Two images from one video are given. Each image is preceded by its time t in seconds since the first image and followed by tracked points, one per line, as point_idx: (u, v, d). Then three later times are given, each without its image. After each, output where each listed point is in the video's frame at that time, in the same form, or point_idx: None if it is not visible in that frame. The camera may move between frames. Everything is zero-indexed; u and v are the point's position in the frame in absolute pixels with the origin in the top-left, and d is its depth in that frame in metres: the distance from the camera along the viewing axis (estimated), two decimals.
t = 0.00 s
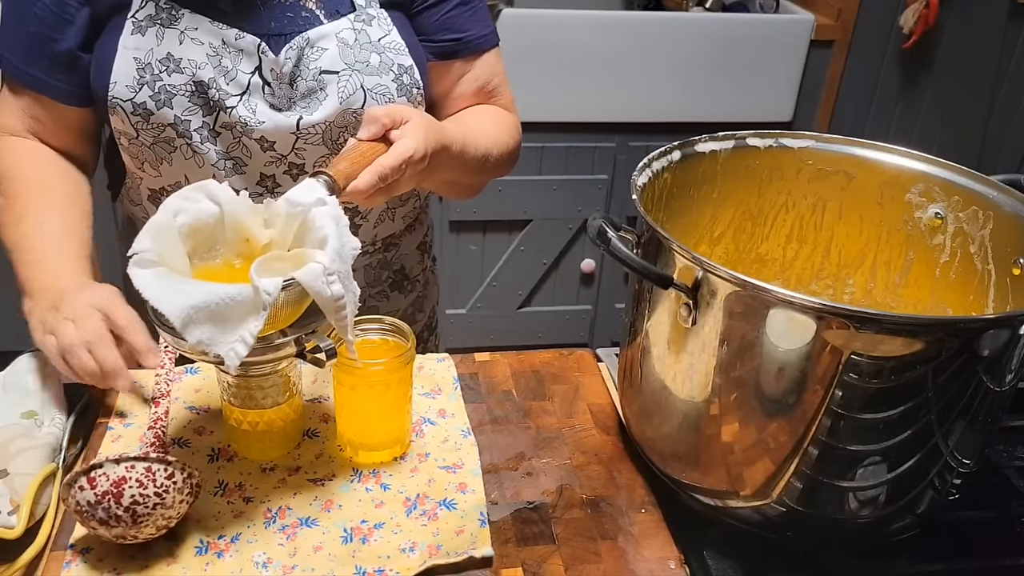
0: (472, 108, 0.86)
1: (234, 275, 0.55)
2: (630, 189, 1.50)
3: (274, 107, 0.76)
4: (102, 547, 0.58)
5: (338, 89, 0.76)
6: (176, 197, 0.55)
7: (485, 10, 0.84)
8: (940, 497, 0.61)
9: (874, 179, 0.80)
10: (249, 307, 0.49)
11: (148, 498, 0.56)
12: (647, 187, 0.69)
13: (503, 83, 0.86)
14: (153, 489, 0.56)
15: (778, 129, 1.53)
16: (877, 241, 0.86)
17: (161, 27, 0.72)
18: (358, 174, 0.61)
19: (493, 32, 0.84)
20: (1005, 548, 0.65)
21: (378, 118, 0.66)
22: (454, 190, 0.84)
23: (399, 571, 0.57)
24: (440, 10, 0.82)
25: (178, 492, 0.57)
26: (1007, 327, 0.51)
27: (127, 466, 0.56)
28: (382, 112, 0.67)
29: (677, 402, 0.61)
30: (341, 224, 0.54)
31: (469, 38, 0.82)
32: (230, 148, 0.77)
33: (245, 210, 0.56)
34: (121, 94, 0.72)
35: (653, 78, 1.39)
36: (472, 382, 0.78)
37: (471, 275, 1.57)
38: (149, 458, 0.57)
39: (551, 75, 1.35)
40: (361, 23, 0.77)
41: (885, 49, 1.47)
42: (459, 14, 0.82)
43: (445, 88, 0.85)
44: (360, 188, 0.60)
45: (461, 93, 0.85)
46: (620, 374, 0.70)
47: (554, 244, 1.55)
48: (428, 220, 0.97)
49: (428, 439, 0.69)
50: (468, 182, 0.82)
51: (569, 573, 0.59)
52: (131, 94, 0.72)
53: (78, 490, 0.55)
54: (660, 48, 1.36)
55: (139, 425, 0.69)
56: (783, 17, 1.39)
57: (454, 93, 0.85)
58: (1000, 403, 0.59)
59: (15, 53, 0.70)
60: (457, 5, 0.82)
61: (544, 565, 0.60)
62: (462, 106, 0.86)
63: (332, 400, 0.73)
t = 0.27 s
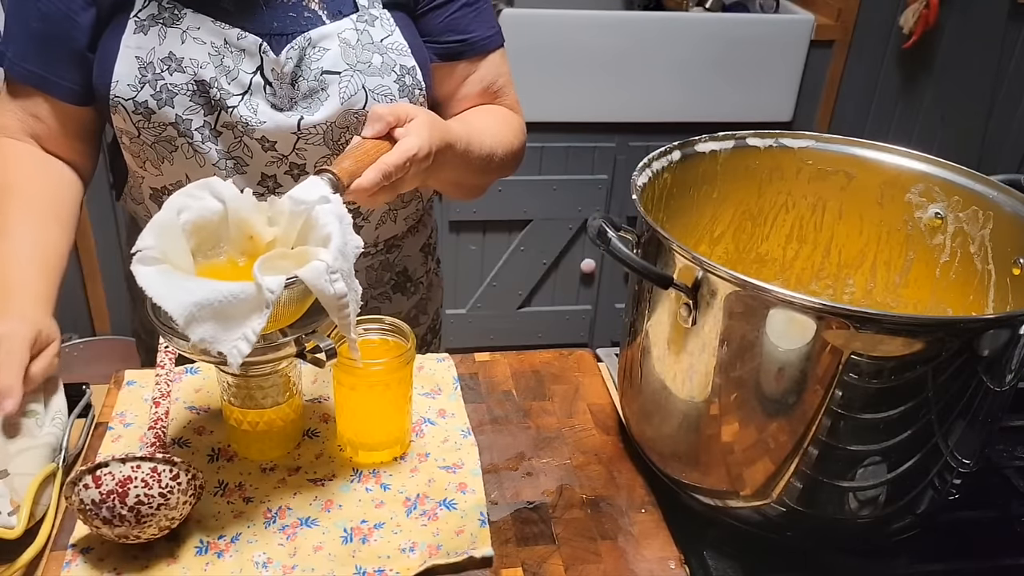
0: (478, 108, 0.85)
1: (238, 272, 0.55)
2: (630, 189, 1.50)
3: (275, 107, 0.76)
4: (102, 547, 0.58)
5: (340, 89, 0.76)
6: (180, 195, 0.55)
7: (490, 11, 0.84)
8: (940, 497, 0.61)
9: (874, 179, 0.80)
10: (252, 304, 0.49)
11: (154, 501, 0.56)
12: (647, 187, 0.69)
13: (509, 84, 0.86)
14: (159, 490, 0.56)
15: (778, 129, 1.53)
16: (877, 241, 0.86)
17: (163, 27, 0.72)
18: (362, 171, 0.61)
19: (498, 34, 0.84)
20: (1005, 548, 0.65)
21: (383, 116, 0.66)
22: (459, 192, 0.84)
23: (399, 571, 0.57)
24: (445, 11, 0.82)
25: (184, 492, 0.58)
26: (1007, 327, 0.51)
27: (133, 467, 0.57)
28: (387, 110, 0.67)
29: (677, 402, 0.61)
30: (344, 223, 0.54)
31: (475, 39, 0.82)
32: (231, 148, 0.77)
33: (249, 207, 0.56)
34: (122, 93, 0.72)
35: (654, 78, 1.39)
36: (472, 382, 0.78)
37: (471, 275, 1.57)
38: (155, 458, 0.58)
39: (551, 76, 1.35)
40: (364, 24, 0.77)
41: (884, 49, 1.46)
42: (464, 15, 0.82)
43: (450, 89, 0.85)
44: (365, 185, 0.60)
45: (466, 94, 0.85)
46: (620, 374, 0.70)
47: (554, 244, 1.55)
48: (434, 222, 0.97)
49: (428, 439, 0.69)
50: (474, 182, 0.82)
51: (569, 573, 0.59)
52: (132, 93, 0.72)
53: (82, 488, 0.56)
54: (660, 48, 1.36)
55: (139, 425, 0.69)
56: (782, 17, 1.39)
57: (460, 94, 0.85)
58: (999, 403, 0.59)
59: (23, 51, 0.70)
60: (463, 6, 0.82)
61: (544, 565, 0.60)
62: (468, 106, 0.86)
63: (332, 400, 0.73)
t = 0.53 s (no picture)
0: (482, 108, 0.85)
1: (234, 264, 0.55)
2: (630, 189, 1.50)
3: (282, 108, 0.75)
4: (102, 547, 0.58)
5: (347, 91, 0.76)
6: (179, 187, 0.55)
7: (495, 13, 0.84)
8: (940, 497, 0.61)
9: (874, 179, 0.80)
10: (243, 296, 0.49)
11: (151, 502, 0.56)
12: (647, 187, 0.69)
13: (514, 84, 0.86)
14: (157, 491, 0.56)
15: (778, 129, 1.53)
16: (877, 241, 0.86)
17: (170, 29, 0.72)
18: (362, 169, 0.60)
19: (503, 36, 0.84)
20: (1006, 548, 0.65)
21: (384, 113, 0.66)
22: (464, 191, 0.85)
23: (399, 571, 0.57)
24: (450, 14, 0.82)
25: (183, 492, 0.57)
26: (1007, 327, 0.51)
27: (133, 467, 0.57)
28: (388, 107, 0.67)
29: (677, 402, 0.61)
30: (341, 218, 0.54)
31: (480, 41, 0.82)
32: (237, 149, 0.77)
33: (246, 201, 0.56)
34: (129, 95, 0.72)
35: (654, 78, 1.39)
36: (472, 382, 0.78)
37: (471, 275, 1.57)
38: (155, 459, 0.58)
39: (552, 76, 1.35)
40: (370, 25, 0.77)
41: (884, 48, 1.46)
42: (469, 16, 0.82)
43: (455, 91, 0.85)
44: (365, 182, 0.60)
45: (472, 96, 0.85)
46: (620, 374, 0.70)
47: (554, 244, 1.55)
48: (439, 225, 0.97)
49: (428, 439, 0.69)
50: (477, 181, 0.82)
51: (569, 573, 0.59)
52: (139, 95, 0.72)
53: (82, 488, 0.56)
54: (661, 48, 1.36)
55: (139, 425, 0.69)
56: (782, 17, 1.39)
57: (465, 96, 0.85)
58: (999, 403, 0.59)
59: (31, 51, 0.70)
60: (468, 8, 0.82)
61: (544, 565, 0.60)
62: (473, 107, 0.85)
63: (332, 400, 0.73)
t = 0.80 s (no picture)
0: (483, 110, 0.85)
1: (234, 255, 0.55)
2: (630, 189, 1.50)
3: (282, 110, 0.75)
4: (102, 547, 0.58)
5: (347, 93, 0.76)
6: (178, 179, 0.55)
7: (498, 16, 0.84)
8: (940, 497, 0.61)
9: (874, 179, 0.80)
10: (242, 286, 0.49)
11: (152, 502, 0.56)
12: (647, 187, 0.69)
13: (516, 86, 0.86)
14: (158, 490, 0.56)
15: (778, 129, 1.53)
16: (878, 241, 0.86)
17: (170, 30, 0.72)
18: (363, 164, 0.60)
19: (505, 38, 0.84)
20: (1006, 548, 0.65)
21: (385, 110, 0.66)
22: (465, 191, 0.85)
23: (399, 571, 0.57)
24: (451, 16, 0.82)
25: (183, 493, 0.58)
26: (1007, 327, 0.51)
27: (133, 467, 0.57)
28: (389, 104, 0.67)
29: (677, 402, 0.61)
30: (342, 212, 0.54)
31: (481, 44, 0.82)
32: (237, 151, 0.77)
33: (247, 193, 0.56)
34: (129, 96, 0.72)
35: (654, 78, 1.39)
36: (471, 382, 0.78)
37: (471, 275, 1.57)
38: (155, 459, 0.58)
39: (552, 76, 1.36)
40: (371, 27, 0.77)
41: (884, 48, 1.46)
42: (470, 19, 0.82)
43: (456, 93, 0.85)
44: (365, 178, 0.60)
45: (474, 98, 0.85)
46: (620, 374, 0.70)
47: (554, 244, 1.55)
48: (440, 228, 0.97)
49: (428, 439, 0.69)
50: (478, 181, 0.82)
51: (569, 573, 0.59)
52: (138, 96, 0.72)
53: (82, 488, 0.56)
54: (661, 48, 1.36)
55: (139, 425, 0.69)
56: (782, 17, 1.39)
57: (468, 97, 0.85)
58: (999, 403, 0.59)
59: (32, 53, 0.70)
60: (470, 10, 0.82)
61: (544, 565, 0.60)
62: (476, 109, 0.86)
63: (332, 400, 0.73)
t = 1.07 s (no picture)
0: (477, 110, 0.85)
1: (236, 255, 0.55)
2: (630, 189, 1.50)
3: (274, 111, 0.75)
4: (102, 547, 0.58)
5: (340, 94, 0.76)
6: (178, 177, 0.55)
7: (492, 17, 0.84)
8: (940, 497, 0.61)
9: (874, 180, 0.80)
10: (244, 284, 0.49)
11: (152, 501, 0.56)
12: (647, 187, 0.69)
13: (510, 86, 0.86)
14: (160, 489, 0.56)
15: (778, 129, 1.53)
16: (877, 241, 0.86)
17: (161, 31, 0.72)
18: (363, 163, 0.61)
19: (500, 39, 0.84)
20: (1005, 548, 0.65)
21: (384, 109, 0.66)
22: (462, 191, 0.85)
23: (399, 570, 0.57)
24: (445, 18, 0.82)
25: (184, 492, 0.58)
26: (1007, 327, 0.51)
27: (133, 467, 0.57)
28: (388, 103, 0.67)
29: (677, 402, 0.61)
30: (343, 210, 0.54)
31: (476, 45, 0.82)
32: (229, 152, 0.77)
33: (247, 191, 0.55)
34: (120, 98, 0.72)
35: (654, 78, 1.39)
36: (472, 382, 0.78)
37: (471, 275, 1.57)
38: (156, 459, 0.58)
39: (552, 76, 1.36)
40: (364, 28, 0.77)
41: (884, 49, 1.46)
42: (465, 20, 0.82)
43: (451, 94, 0.85)
44: (365, 176, 0.60)
45: (468, 99, 0.85)
46: (620, 374, 0.70)
47: (554, 244, 1.55)
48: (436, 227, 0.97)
49: (428, 439, 0.69)
50: (474, 180, 0.82)
51: (569, 573, 0.59)
52: (130, 98, 0.72)
53: (82, 488, 0.56)
54: (661, 48, 1.36)
55: (139, 425, 0.69)
56: (782, 17, 1.39)
57: (462, 98, 0.85)
58: (999, 403, 0.59)
59: (25, 55, 0.70)
60: (464, 12, 0.82)
61: (544, 565, 0.60)
62: (471, 109, 0.86)
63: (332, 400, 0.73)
